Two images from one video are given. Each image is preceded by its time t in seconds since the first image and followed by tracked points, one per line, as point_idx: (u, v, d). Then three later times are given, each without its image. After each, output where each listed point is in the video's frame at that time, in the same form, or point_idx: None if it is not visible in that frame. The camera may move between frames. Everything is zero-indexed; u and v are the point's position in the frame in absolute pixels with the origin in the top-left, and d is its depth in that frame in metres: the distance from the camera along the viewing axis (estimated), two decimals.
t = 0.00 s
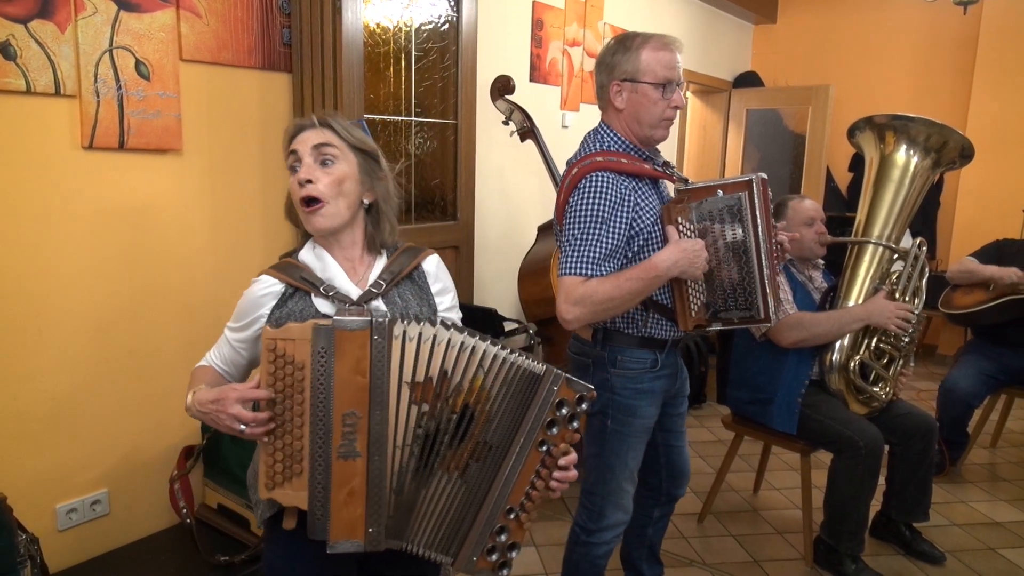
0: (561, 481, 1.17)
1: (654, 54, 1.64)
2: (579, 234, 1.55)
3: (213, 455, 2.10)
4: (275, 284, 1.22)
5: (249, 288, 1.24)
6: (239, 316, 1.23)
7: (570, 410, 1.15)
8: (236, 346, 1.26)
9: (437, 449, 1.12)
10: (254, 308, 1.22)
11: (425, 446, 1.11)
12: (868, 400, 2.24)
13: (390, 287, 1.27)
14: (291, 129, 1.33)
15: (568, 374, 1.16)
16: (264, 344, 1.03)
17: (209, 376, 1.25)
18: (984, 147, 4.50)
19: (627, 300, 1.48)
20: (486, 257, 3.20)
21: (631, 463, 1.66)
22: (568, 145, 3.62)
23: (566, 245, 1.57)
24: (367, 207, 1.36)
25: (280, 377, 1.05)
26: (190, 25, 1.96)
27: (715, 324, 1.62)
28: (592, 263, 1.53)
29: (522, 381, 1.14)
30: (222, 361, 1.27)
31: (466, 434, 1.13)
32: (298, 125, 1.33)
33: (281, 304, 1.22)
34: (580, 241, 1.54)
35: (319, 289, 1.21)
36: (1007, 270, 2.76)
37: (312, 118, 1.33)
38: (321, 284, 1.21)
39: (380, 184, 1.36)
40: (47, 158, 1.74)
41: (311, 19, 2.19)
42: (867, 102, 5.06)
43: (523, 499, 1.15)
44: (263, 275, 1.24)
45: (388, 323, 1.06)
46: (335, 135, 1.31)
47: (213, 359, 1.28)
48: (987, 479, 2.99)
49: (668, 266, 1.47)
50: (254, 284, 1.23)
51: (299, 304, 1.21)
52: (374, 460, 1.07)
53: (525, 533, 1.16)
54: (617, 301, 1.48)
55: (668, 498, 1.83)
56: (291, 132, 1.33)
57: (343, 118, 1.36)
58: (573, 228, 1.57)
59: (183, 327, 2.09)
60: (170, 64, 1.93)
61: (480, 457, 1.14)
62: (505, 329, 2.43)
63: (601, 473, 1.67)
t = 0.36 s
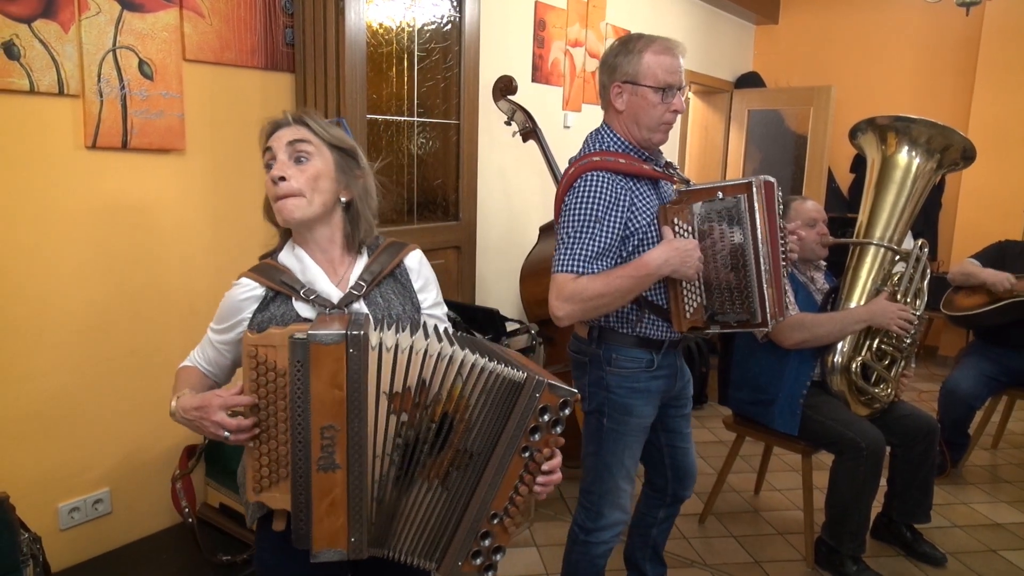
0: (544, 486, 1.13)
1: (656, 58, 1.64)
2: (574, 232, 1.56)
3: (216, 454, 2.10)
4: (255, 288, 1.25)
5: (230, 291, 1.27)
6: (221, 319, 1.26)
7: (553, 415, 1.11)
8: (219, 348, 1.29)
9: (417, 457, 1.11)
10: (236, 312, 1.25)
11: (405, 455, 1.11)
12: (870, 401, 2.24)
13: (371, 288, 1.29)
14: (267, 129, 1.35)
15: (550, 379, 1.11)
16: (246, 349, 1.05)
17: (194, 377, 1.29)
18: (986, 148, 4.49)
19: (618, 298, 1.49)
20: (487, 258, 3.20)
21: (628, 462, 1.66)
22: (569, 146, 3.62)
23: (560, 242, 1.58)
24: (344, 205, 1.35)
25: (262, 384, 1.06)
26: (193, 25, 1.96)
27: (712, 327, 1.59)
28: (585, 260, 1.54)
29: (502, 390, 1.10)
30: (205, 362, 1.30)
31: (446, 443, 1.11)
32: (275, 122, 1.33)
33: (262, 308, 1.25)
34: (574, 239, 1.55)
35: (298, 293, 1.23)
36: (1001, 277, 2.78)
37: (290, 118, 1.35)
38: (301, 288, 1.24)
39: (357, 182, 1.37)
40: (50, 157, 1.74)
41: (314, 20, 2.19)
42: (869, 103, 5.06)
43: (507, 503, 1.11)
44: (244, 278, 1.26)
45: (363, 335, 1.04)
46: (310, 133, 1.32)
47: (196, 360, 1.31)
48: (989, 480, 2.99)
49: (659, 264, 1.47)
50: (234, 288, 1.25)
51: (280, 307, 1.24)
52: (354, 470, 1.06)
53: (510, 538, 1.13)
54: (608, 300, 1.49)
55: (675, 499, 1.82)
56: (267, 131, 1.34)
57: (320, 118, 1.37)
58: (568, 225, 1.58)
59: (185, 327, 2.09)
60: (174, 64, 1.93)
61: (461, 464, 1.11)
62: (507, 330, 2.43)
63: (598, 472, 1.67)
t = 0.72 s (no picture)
0: (539, 489, 1.16)
1: (654, 59, 1.65)
2: (564, 229, 1.56)
3: (218, 453, 2.10)
4: (250, 289, 1.25)
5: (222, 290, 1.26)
6: (213, 318, 1.26)
7: (548, 419, 1.11)
8: (209, 347, 1.29)
9: (412, 461, 1.11)
10: (229, 312, 1.25)
11: (400, 459, 1.11)
12: (871, 403, 2.25)
13: (364, 288, 1.29)
14: (262, 127, 1.35)
15: (545, 385, 1.11)
16: (239, 352, 1.04)
17: (184, 377, 1.29)
18: (988, 150, 4.49)
19: (607, 298, 1.49)
20: (489, 258, 3.20)
21: (620, 459, 1.66)
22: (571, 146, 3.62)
23: (551, 239, 1.59)
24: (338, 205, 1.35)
25: (256, 386, 1.06)
26: (197, 24, 1.96)
27: (706, 331, 1.57)
28: (576, 258, 1.54)
29: (497, 396, 1.10)
30: (195, 360, 1.31)
31: (441, 447, 1.11)
32: (270, 121, 1.34)
33: (256, 309, 1.25)
34: (564, 236, 1.56)
35: (292, 293, 1.23)
36: (1006, 276, 2.77)
37: (286, 116, 1.35)
38: (294, 288, 1.24)
39: (350, 182, 1.37)
40: (53, 156, 1.74)
41: (318, 19, 2.20)
42: (871, 105, 5.06)
43: (501, 507, 1.12)
44: (236, 277, 1.26)
45: (358, 343, 1.04)
46: (305, 131, 1.32)
47: (186, 358, 1.31)
48: (989, 483, 2.99)
49: (652, 269, 1.47)
50: (226, 287, 1.25)
51: (275, 308, 1.24)
52: (348, 475, 1.06)
53: (504, 539, 1.14)
54: (597, 301, 1.50)
55: (673, 501, 1.82)
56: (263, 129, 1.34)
57: (316, 116, 1.37)
58: (558, 223, 1.58)
59: (187, 326, 2.09)
60: (177, 63, 1.93)
61: (456, 469, 1.12)
62: (509, 330, 2.43)
63: (590, 470, 1.67)
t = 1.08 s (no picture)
0: (539, 494, 1.14)
1: (650, 61, 1.65)
2: (566, 231, 1.57)
3: (219, 452, 2.11)
4: (248, 290, 1.25)
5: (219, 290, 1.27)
6: (209, 317, 1.27)
7: (549, 428, 1.10)
8: (206, 345, 1.30)
9: (408, 466, 1.11)
10: (226, 311, 1.25)
11: (395, 464, 1.11)
12: (872, 405, 2.25)
13: (361, 289, 1.29)
14: (262, 126, 1.36)
15: (547, 393, 1.10)
16: (235, 353, 1.05)
17: (181, 375, 1.30)
18: (990, 152, 4.49)
19: (607, 300, 1.50)
20: (491, 258, 3.20)
21: (622, 460, 1.66)
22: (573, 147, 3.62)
23: (553, 241, 1.59)
24: (335, 204, 1.35)
25: (253, 387, 1.06)
26: (200, 24, 1.97)
27: (709, 329, 1.57)
28: (577, 260, 1.55)
29: (497, 405, 1.10)
30: (192, 358, 1.31)
31: (439, 452, 1.11)
32: (270, 120, 1.35)
33: (254, 310, 1.25)
34: (565, 239, 1.56)
35: (288, 294, 1.23)
36: (1005, 277, 2.77)
37: (286, 115, 1.36)
38: (291, 290, 1.24)
39: (348, 182, 1.38)
40: (57, 155, 1.74)
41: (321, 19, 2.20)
42: (872, 106, 5.06)
43: (500, 512, 1.12)
44: (234, 278, 1.26)
45: (351, 349, 1.03)
46: (304, 130, 1.33)
47: (182, 357, 1.32)
48: (990, 484, 2.99)
49: (650, 272, 1.47)
50: (222, 287, 1.25)
51: (272, 309, 1.24)
52: (343, 480, 1.05)
53: (502, 544, 1.14)
54: (596, 302, 1.50)
55: (675, 501, 1.82)
56: (262, 128, 1.35)
57: (316, 116, 1.38)
58: (559, 225, 1.59)
59: (189, 324, 2.10)
60: (181, 63, 1.94)
61: (454, 474, 1.11)
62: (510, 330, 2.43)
63: (593, 471, 1.67)
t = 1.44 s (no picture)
0: (538, 495, 1.14)
1: (648, 62, 1.66)
2: (569, 234, 1.57)
3: (220, 451, 2.11)
4: (245, 290, 1.25)
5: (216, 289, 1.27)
6: (207, 317, 1.27)
7: (550, 429, 1.11)
8: (204, 345, 1.30)
9: (405, 466, 1.11)
10: (223, 311, 1.25)
11: (393, 463, 1.11)
12: (873, 406, 2.25)
13: (358, 289, 1.29)
14: (259, 125, 1.36)
15: (548, 395, 1.10)
16: (233, 353, 1.06)
17: (179, 375, 1.30)
18: (991, 153, 4.49)
19: (614, 300, 1.50)
20: (493, 258, 3.20)
21: (629, 461, 1.66)
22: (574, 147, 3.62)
23: (557, 244, 1.59)
24: (332, 203, 1.35)
25: (250, 387, 1.07)
26: (203, 24, 1.97)
27: (715, 325, 1.57)
28: (581, 263, 1.55)
29: (499, 407, 1.10)
30: (189, 358, 1.31)
31: (437, 451, 1.11)
32: (268, 120, 1.35)
33: (251, 309, 1.25)
34: (569, 242, 1.56)
35: (284, 294, 1.23)
36: (1002, 279, 2.80)
37: (284, 115, 1.36)
38: (287, 290, 1.24)
39: (346, 182, 1.38)
40: (59, 154, 1.74)
41: (324, 19, 2.21)
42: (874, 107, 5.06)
43: (500, 513, 1.12)
44: (231, 278, 1.26)
45: (347, 348, 1.03)
46: (302, 129, 1.33)
47: (180, 357, 1.32)
48: (990, 486, 2.99)
49: (654, 270, 1.47)
50: (219, 287, 1.25)
51: (268, 309, 1.24)
52: (340, 480, 1.05)
53: (502, 544, 1.14)
54: (603, 303, 1.50)
55: (680, 502, 1.82)
56: (259, 127, 1.35)
57: (313, 115, 1.38)
58: (563, 227, 1.59)
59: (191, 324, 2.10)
60: (183, 62, 1.94)
61: (453, 474, 1.12)
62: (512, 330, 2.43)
63: (600, 471, 1.67)
